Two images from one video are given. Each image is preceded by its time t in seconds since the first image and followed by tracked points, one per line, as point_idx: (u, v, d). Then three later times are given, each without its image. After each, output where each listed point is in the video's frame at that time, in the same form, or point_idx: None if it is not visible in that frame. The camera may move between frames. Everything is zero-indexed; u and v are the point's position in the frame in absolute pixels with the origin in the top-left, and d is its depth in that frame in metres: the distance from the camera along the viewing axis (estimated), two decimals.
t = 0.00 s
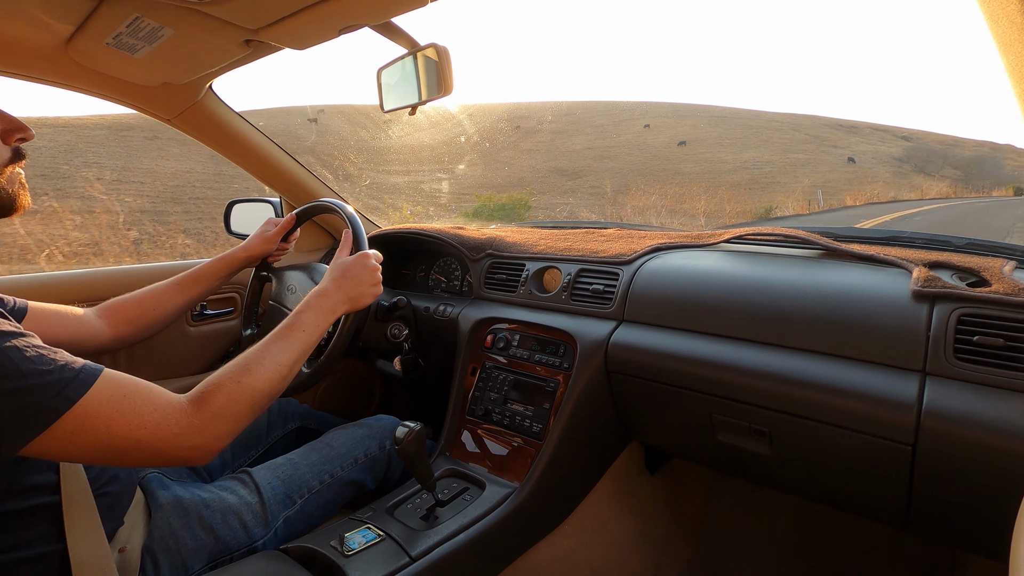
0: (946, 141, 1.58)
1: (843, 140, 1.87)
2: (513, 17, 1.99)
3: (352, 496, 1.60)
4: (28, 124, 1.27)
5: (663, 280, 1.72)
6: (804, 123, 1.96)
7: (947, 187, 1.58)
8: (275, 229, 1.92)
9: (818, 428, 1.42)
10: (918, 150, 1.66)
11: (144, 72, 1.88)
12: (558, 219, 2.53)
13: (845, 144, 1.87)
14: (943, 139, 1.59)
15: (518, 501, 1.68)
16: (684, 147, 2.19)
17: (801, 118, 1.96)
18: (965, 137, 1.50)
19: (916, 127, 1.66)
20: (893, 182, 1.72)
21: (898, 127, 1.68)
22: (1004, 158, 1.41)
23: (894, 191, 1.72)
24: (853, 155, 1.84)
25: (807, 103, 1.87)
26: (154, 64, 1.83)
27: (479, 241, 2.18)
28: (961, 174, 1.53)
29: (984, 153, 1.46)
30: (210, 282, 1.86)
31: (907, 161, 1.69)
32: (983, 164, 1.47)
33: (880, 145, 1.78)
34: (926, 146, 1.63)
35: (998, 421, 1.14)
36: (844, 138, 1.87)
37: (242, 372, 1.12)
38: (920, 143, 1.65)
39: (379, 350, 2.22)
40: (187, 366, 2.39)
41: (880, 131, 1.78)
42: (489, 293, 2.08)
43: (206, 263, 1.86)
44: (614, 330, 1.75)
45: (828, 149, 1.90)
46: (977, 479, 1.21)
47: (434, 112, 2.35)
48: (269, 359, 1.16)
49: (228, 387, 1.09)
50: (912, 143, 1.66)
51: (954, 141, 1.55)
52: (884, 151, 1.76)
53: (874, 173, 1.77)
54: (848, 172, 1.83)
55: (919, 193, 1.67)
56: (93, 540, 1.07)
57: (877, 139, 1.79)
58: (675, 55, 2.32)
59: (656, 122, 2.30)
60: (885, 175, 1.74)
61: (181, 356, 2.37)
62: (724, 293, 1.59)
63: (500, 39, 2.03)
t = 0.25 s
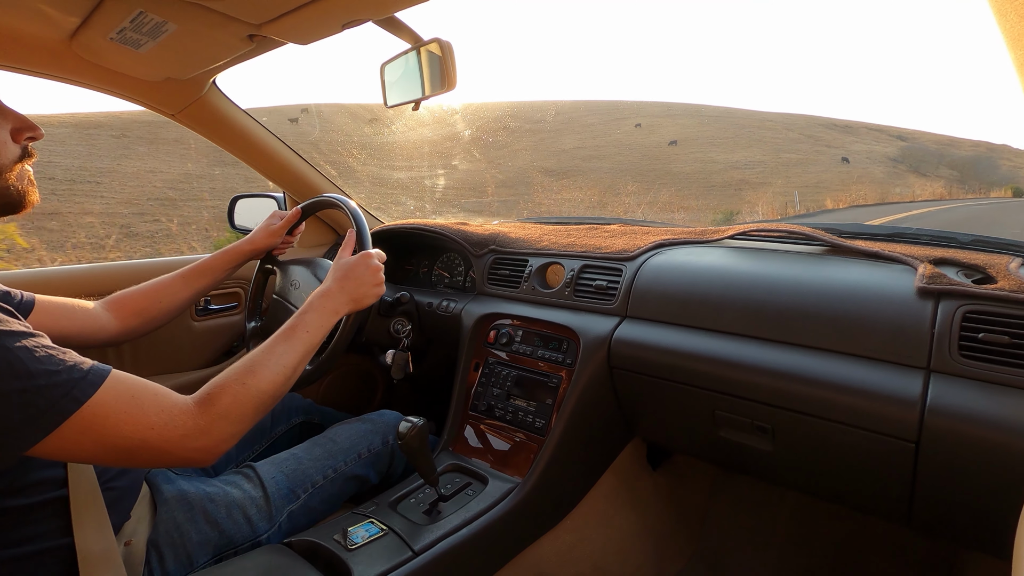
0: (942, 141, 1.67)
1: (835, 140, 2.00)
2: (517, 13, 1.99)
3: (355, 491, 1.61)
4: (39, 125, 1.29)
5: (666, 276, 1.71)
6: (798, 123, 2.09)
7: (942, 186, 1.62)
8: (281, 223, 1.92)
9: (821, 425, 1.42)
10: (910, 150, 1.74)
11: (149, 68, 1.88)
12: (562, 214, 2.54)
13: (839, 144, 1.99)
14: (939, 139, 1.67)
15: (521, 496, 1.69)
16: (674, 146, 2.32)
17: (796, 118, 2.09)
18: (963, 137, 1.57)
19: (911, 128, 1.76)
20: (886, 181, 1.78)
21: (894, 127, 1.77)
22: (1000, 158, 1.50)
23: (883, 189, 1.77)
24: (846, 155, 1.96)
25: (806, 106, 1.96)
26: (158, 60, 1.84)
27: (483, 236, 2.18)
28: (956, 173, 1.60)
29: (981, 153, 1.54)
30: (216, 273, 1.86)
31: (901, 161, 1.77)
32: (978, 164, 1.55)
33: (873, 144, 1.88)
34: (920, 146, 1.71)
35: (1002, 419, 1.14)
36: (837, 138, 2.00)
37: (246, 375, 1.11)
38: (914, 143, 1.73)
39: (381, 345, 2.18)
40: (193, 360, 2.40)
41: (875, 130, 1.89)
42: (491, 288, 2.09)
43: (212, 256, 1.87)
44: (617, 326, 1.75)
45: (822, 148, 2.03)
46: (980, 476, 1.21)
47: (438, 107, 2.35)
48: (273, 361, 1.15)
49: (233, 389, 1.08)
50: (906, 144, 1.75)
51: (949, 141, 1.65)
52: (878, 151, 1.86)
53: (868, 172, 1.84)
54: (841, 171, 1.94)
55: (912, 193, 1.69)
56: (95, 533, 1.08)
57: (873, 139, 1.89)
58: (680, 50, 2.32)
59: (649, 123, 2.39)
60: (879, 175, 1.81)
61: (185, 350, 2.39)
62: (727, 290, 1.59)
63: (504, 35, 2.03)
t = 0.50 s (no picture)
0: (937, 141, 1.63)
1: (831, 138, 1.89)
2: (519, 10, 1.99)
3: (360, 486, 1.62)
4: (50, 125, 1.30)
5: (671, 272, 1.71)
6: (791, 123, 1.99)
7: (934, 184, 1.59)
8: (289, 217, 1.91)
9: (826, 421, 1.41)
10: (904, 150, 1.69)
11: (153, 66, 1.89)
12: (565, 211, 2.53)
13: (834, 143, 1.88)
14: (935, 139, 1.64)
15: (526, 492, 1.69)
16: (663, 146, 2.22)
17: (789, 118, 1.99)
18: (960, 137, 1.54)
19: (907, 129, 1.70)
20: (880, 182, 1.72)
21: (889, 126, 1.71)
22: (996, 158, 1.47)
23: (880, 192, 1.71)
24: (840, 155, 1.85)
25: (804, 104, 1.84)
26: (163, 57, 1.84)
27: (487, 233, 2.18)
28: (951, 173, 1.57)
29: (976, 154, 1.52)
30: (223, 266, 1.86)
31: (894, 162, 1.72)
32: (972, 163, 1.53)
33: (868, 144, 1.81)
34: (915, 146, 1.67)
35: (1009, 415, 1.13)
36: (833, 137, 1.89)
37: (250, 378, 1.11)
38: (909, 143, 1.68)
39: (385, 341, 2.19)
40: (198, 356, 2.42)
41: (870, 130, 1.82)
42: (496, 285, 2.09)
43: (219, 249, 1.87)
44: (622, 322, 1.75)
45: (816, 148, 1.90)
46: (986, 472, 1.20)
47: (440, 104, 2.35)
48: (276, 364, 1.14)
49: (236, 394, 1.08)
50: (900, 143, 1.69)
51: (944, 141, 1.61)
52: (872, 151, 1.79)
53: (861, 173, 1.77)
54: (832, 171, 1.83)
55: (900, 195, 1.67)
56: (104, 528, 1.09)
57: (867, 139, 1.81)
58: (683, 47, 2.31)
59: (638, 123, 2.33)
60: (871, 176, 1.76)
61: (191, 347, 2.40)
62: (732, 285, 1.58)
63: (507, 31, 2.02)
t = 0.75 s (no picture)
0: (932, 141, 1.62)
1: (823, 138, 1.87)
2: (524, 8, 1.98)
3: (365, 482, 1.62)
4: (58, 122, 1.31)
5: (676, 268, 1.71)
6: (784, 121, 1.95)
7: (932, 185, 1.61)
8: (297, 210, 1.87)
9: (832, 418, 1.41)
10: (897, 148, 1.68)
11: (159, 62, 1.90)
12: (569, 208, 2.53)
13: (824, 144, 1.86)
14: (928, 138, 1.62)
15: (530, 488, 1.70)
16: (652, 146, 2.17)
17: (781, 116, 1.95)
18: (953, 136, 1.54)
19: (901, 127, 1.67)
20: (872, 183, 1.75)
21: (882, 127, 1.69)
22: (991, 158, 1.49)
23: (869, 192, 1.75)
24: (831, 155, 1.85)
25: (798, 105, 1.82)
26: (168, 54, 1.85)
27: (491, 229, 2.17)
28: (945, 174, 1.58)
29: (971, 153, 1.53)
30: (233, 257, 1.86)
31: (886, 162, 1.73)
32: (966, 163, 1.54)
33: (861, 144, 1.79)
34: (910, 146, 1.65)
35: (1017, 413, 1.12)
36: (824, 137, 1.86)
37: (251, 381, 1.12)
38: (903, 143, 1.66)
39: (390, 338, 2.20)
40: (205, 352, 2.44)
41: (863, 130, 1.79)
42: (500, 281, 2.09)
43: (228, 239, 1.87)
44: (626, 319, 1.75)
45: (807, 148, 1.89)
46: (993, 470, 1.20)
47: (445, 101, 2.35)
48: (278, 368, 1.16)
49: (236, 396, 1.09)
50: (894, 143, 1.68)
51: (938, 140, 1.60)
52: (866, 151, 1.78)
53: (854, 173, 1.79)
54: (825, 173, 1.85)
55: (889, 195, 1.71)
56: (112, 521, 1.09)
57: (860, 138, 1.79)
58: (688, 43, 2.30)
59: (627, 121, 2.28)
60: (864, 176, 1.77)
61: (197, 343, 2.42)
62: (737, 282, 1.58)
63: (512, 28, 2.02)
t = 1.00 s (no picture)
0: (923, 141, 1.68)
1: (816, 138, 1.86)
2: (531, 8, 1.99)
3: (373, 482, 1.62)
4: (71, 126, 1.33)
5: (684, 268, 1.70)
6: (775, 122, 1.94)
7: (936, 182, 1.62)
8: (310, 207, 1.87)
9: (843, 419, 1.40)
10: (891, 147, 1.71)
11: (170, 66, 1.92)
12: (576, 208, 2.52)
13: (816, 143, 1.86)
14: (919, 139, 1.68)
15: (539, 489, 1.70)
16: (640, 145, 2.17)
17: (774, 116, 1.94)
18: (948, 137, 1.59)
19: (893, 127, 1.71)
20: (863, 184, 1.75)
21: (875, 126, 1.72)
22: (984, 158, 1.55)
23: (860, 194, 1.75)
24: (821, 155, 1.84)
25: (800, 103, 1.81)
26: (179, 58, 1.86)
27: (499, 230, 2.18)
28: (937, 175, 1.63)
29: (963, 153, 1.58)
30: (246, 251, 1.87)
31: (879, 162, 1.73)
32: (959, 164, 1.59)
33: (854, 144, 1.80)
34: (902, 146, 1.70)
35: None
36: (816, 137, 1.86)
37: (256, 396, 1.13)
38: (895, 143, 1.71)
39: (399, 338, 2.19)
40: (215, 353, 2.46)
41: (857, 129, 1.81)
42: (508, 282, 2.09)
43: (241, 233, 1.88)
44: (634, 319, 1.74)
45: (797, 148, 1.88)
46: (1008, 471, 1.18)
47: (453, 102, 2.35)
48: (282, 382, 1.16)
49: (241, 409, 1.10)
50: (887, 143, 1.72)
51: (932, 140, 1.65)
52: (857, 152, 1.79)
53: (845, 173, 1.78)
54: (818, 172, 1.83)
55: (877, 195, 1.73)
56: (122, 520, 1.10)
57: (852, 138, 1.80)
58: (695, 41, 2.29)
59: (614, 121, 2.34)
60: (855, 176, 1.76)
61: (207, 343, 2.44)
62: (746, 282, 1.57)
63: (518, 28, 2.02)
